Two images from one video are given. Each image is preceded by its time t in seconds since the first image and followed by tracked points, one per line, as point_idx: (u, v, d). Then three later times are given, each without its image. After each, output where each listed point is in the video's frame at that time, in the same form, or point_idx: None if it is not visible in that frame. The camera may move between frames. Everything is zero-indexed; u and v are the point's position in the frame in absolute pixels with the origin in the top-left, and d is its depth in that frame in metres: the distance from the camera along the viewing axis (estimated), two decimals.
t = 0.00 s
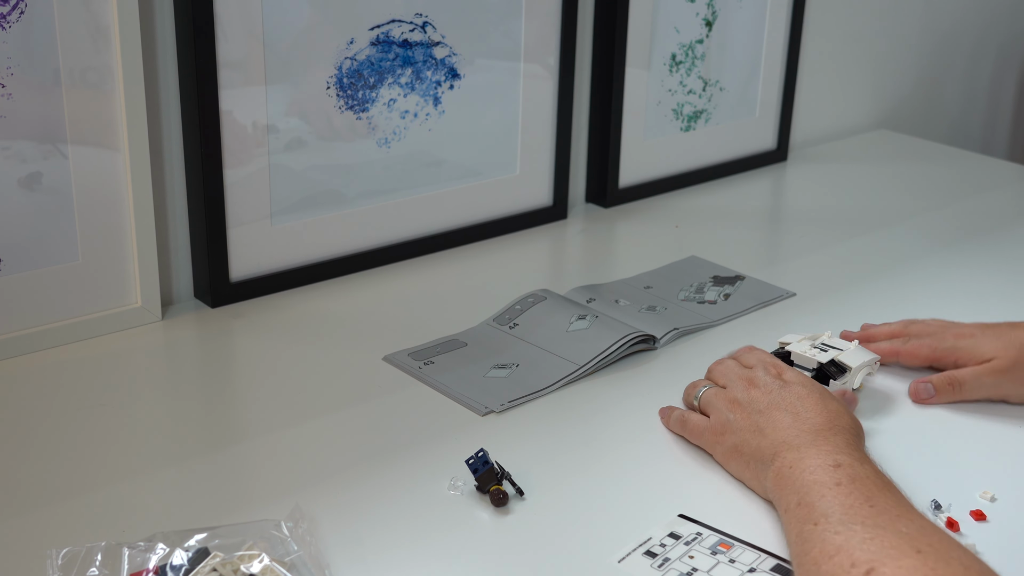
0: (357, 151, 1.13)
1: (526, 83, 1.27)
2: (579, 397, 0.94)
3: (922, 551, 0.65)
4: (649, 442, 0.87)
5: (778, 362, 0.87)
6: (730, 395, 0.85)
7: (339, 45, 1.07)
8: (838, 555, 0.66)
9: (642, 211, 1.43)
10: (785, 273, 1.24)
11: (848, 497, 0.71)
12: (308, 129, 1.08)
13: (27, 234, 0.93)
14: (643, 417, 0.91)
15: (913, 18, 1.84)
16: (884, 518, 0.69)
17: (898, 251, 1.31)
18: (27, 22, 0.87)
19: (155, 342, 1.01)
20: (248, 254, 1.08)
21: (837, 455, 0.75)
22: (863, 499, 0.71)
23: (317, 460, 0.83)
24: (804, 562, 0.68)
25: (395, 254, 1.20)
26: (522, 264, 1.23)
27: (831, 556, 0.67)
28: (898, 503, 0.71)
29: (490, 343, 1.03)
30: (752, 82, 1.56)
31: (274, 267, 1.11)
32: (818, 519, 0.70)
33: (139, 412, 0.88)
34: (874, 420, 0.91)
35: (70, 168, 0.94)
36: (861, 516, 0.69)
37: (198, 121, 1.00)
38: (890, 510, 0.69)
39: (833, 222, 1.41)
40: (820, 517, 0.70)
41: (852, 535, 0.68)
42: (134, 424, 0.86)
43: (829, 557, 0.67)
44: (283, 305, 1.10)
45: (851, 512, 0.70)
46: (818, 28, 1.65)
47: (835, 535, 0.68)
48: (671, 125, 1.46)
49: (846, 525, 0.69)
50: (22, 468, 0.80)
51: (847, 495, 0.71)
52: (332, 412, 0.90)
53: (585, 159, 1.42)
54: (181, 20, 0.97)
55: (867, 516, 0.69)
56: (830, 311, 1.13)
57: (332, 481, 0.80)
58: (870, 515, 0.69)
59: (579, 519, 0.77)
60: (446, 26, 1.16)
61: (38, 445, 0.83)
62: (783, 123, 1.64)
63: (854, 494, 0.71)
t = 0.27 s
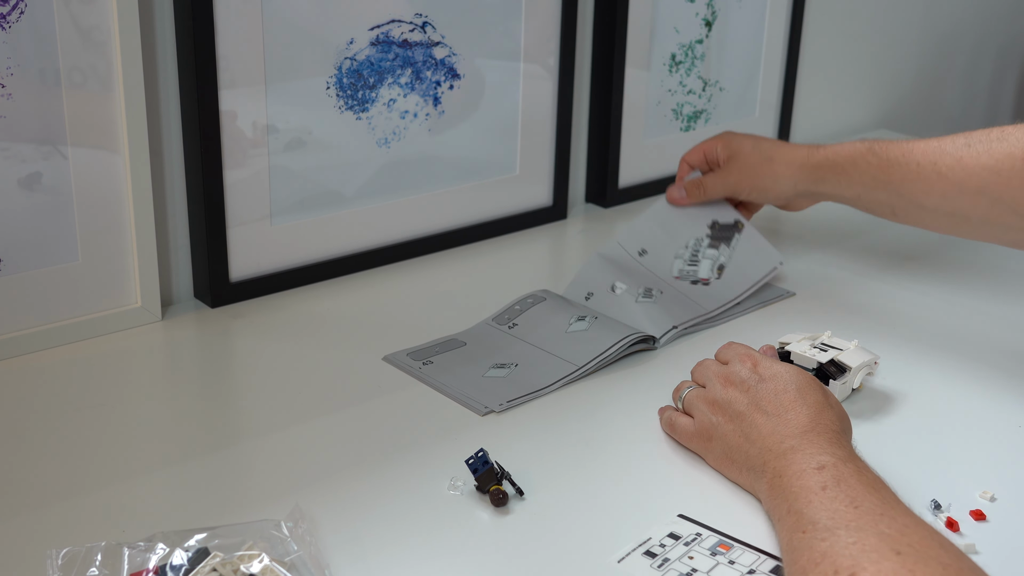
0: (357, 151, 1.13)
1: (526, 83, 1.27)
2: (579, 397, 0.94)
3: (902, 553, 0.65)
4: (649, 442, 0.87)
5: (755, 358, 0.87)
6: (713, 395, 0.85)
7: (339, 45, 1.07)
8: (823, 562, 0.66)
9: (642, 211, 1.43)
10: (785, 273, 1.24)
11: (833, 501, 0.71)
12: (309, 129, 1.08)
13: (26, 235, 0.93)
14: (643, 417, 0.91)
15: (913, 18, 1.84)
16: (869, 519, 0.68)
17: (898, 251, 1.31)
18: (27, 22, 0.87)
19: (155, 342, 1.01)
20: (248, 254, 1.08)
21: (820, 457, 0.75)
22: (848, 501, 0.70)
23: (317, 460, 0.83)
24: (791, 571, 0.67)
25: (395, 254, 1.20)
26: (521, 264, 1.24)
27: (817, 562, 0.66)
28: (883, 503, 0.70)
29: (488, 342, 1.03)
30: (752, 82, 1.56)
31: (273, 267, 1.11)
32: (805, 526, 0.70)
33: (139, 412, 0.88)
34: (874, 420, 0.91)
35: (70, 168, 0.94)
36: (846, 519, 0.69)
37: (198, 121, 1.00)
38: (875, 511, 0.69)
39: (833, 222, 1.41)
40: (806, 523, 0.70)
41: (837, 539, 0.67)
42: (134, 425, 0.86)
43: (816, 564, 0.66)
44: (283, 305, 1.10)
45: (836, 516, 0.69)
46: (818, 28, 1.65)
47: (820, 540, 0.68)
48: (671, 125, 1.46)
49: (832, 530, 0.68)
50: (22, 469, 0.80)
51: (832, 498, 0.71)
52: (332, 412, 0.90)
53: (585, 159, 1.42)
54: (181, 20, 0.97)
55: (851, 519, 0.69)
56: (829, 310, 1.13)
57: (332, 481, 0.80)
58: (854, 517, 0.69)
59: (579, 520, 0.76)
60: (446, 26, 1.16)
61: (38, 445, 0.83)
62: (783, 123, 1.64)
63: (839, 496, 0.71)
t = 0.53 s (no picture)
0: (357, 152, 1.13)
1: (526, 83, 1.27)
2: (579, 397, 0.94)
3: (905, 552, 0.65)
4: (649, 442, 0.87)
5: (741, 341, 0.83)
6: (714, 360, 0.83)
7: (339, 45, 1.07)
8: (825, 559, 0.66)
9: (642, 211, 1.43)
10: (785, 273, 1.24)
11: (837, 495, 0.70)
12: (309, 129, 1.08)
13: (26, 235, 0.93)
14: (643, 417, 0.91)
15: (913, 18, 1.84)
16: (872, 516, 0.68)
17: (899, 251, 1.31)
18: (27, 22, 0.87)
19: (155, 342, 1.01)
20: (248, 254, 1.08)
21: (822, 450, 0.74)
22: (852, 496, 0.70)
23: (317, 460, 0.83)
24: (795, 570, 0.68)
25: (395, 254, 1.20)
26: (522, 264, 1.24)
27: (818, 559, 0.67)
28: (888, 500, 0.70)
29: (484, 344, 1.03)
30: (752, 82, 1.56)
31: (274, 267, 1.11)
32: (808, 521, 0.70)
33: (139, 412, 0.88)
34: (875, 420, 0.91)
35: (70, 168, 0.94)
36: (850, 514, 0.69)
37: (198, 121, 1.00)
38: (880, 507, 0.69)
39: (833, 222, 1.41)
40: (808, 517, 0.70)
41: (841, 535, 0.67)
42: (134, 424, 0.86)
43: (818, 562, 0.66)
44: (283, 305, 1.10)
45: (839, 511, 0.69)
46: (818, 28, 1.65)
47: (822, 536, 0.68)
48: (671, 126, 1.46)
49: (835, 525, 0.68)
50: (22, 468, 0.80)
51: (837, 492, 0.71)
52: (332, 412, 0.90)
53: (585, 159, 1.42)
54: (181, 21, 0.98)
55: (855, 514, 0.69)
56: (829, 310, 1.13)
57: (332, 481, 0.80)
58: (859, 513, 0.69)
59: (578, 519, 0.76)
60: (446, 26, 1.16)
61: (38, 445, 0.83)
62: (783, 123, 1.64)
63: (844, 491, 0.71)
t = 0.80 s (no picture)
0: (357, 152, 1.13)
1: (526, 83, 1.27)
2: (579, 397, 0.94)
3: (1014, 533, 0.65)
4: (649, 442, 0.87)
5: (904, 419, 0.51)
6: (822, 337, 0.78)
7: (339, 45, 1.07)
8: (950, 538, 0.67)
9: (642, 212, 1.43)
10: (785, 273, 1.24)
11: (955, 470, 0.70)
12: (308, 129, 1.08)
13: (27, 235, 0.93)
14: (643, 416, 0.91)
15: (913, 18, 1.84)
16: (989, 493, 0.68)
17: (898, 251, 1.31)
18: (27, 22, 0.87)
19: (155, 342, 1.01)
20: (247, 254, 1.08)
21: (867, 460, 0.76)
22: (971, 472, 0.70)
23: (317, 459, 0.83)
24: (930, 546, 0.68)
25: (395, 255, 1.20)
26: (521, 264, 1.24)
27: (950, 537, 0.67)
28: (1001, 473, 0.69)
29: (483, 344, 1.03)
30: (752, 82, 1.56)
31: (273, 267, 1.11)
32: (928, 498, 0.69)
33: (139, 412, 0.88)
34: (875, 420, 0.91)
35: (71, 168, 0.94)
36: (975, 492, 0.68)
37: (198, 121, 1.00)
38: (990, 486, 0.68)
39: (833, 222, 1.41)
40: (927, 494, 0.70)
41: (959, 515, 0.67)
42: (134, 425, 0.86)
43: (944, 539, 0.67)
44: (283, 305, 1.10)
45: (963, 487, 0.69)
46: (818, 28, 1.65)
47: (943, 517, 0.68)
48: (671, 126, 1.46)
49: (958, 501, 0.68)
50: (22, 468, 0.80)
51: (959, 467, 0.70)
52: (332, 412, 0.90)
53: (585, 159, 1.42)
54: (181, 21, 0.98)
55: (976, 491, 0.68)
56: (829, 310, 1.13)
57: (332, 481, 0.80)
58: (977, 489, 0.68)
59: (578, 519, 0.76)
60: (446, 26, 1.16)
61: (38, 445, 0.83)
62: (783, 123, 1.64)
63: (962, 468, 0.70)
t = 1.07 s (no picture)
0: (357, 152, 1.13)
1: (526, 83, 1.27)
2: (579, 397, 0.94)
3: None
4: (650, 442, 0.87)
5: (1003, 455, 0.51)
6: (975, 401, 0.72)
7: (339, 45, 1.07)
8: None
9: (642, 212, 1.43)
10: (785, 273, 1.24)
11: None
12: (308, 129, 1.08)
13: (26, 235, 0.93)
14: (643, 416, 0.91)
15: (913, 18, 1.84)
16: None
17: (899, 251, 1.31)
18: (27, 22, 0.87)
19: (155, 342, 1.01)
20: (247, 255, 1.08)
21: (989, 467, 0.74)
22: None
23: (317, 460, 0.83)
24: None
25: (395, 255, 1.20)
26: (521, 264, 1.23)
27: None
28: None
29: (483, 344, 1.03)
30: (752, 82, 1.56)
31: (273, 267, 1.11)
32: None
33: (139, 412, 0.88)
34: (875, 421, 0.91)
35: (71, 168, 0.94)
36: None
37: (198, 121, 1.00)
38: None
39: (833, 222, 1.41)
40: None
41: None
42: (133, 424, 0.86)
43: None
44: (282, 305, 1.10)
45: None
46: (818, 28, 1.65)
47: None
48: (671, 126, 1.46)
49: None
50: (23, 468, 0.80)
51: None
52: (332, 412, 0.90)
53: (585, 159, 1.42)
54: (181, 21, 0.98)
55: None
56: (829, 310, 1.13)
57: (331, 481, 0.80)
58: None
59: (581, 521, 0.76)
60: (446, 26, 1.16)
61: (38, 445, 0.83)
62: (783, 123, 1.64)
63: None
